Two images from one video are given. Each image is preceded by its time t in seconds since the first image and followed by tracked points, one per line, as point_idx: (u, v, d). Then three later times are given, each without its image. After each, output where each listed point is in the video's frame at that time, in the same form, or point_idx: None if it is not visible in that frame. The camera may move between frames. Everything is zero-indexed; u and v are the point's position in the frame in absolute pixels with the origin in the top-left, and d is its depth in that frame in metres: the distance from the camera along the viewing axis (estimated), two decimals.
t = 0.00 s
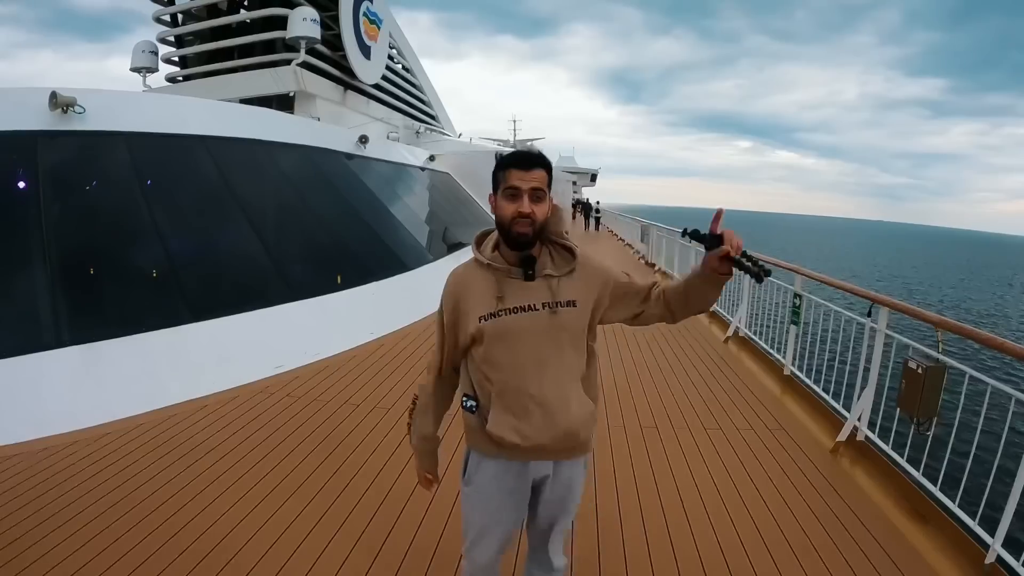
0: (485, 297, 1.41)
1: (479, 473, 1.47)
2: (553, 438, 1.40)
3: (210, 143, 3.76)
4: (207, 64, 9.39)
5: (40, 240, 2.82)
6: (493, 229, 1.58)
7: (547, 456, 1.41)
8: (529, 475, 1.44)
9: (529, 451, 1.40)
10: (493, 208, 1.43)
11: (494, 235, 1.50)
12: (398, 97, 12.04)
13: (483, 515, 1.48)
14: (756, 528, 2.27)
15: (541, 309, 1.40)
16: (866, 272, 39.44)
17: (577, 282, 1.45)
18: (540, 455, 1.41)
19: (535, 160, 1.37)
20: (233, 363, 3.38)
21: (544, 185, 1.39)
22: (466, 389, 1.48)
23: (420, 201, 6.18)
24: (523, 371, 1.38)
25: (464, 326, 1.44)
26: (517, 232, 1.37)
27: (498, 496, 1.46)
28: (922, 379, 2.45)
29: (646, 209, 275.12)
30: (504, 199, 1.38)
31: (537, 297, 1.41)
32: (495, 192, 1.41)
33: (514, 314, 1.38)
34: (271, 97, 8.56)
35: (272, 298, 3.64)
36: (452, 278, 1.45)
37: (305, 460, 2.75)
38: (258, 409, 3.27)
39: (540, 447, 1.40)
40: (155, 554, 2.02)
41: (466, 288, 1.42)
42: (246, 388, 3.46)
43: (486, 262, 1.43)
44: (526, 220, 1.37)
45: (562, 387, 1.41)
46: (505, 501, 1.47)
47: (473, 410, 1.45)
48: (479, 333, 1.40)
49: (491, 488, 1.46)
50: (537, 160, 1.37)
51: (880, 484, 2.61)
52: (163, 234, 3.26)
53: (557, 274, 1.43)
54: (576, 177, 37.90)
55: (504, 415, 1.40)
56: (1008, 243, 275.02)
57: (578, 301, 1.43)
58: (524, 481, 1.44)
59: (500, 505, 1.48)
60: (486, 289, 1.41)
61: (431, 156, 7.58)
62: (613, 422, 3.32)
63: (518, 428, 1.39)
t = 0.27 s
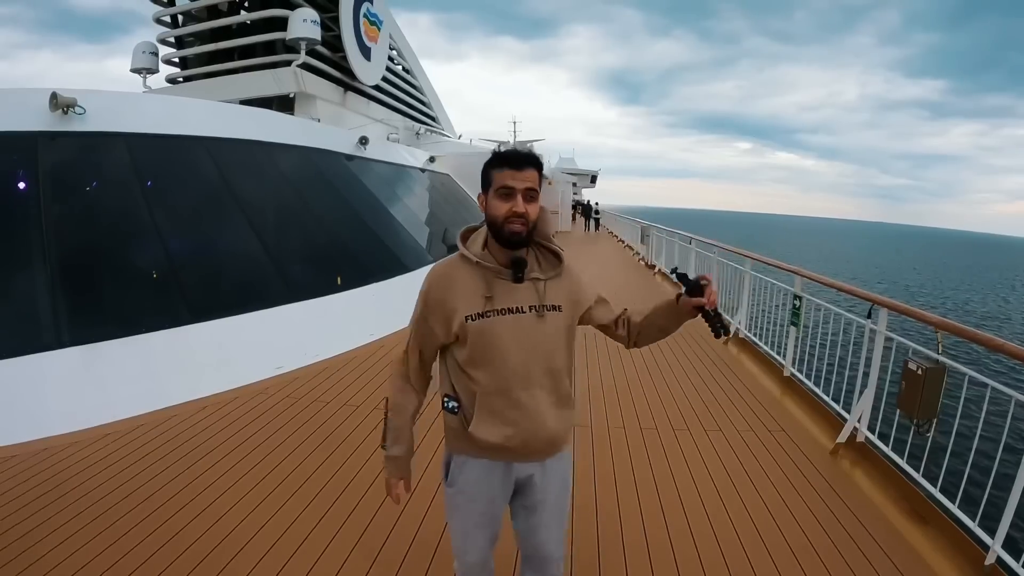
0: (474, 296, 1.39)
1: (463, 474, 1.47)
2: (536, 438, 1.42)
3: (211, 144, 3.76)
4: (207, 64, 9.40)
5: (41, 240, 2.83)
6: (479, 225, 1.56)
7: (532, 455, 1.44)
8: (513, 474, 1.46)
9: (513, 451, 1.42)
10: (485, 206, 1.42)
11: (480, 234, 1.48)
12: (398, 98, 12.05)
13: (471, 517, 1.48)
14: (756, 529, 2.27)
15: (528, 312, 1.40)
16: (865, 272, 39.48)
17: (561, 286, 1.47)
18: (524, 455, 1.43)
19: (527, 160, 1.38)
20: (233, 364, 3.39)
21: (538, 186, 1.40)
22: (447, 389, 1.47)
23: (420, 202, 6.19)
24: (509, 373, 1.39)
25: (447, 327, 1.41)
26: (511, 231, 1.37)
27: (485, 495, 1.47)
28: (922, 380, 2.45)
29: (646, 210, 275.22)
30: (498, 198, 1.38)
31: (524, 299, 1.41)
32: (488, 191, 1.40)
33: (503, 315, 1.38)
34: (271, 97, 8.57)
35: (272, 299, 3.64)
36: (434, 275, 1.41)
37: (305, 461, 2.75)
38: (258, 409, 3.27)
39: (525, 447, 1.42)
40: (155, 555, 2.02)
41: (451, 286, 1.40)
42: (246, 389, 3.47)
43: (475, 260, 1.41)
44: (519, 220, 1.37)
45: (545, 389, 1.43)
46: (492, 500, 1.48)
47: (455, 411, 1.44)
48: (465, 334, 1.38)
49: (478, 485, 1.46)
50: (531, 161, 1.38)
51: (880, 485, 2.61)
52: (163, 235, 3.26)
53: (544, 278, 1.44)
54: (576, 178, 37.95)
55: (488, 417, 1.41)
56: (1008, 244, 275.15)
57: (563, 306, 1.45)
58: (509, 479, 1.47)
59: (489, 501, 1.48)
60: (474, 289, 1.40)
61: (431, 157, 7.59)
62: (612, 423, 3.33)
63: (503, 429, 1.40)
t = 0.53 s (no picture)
0: (462, 297, 1.39)
1: (454, 474, 1.47)
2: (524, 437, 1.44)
3: (211, 143, 3.76)
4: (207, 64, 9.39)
5: (41, 240, 2.82)
6: (464, 226, 1.55)
7: (521, 452, 1.46)
8: (503, 471, 1.47)
9: (502, 449, 1.44)
10: (471, 208, 1.42)
11: (466, 234, 1.47)
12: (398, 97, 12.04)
13: (464, 514, 1.48)
14: (756, 528, 2.27)
15: (516, 313, 1.42)
16: (866, 272, 39.47)
17: (547, 287, 1.49)
18: (513, 452, 1.45)
19: (510, 163, 1.39)
20: (233, 363, 3.39)
21: (520, 188, 1.40)
22: (436, 389, 1.47)
23: (420, 202, 6.18)
24: (497, 376, 1.41)
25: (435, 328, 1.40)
26: (497, 233, 1.36)
27: (477, 493, 1.47)
28: (922, 380, 2.45)
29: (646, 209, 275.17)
30: (482, 202, 1.38)
31: (511, 301, 1.42)
32: (472, 193, 1.40)
33: (490, 316, 1.40)
34: (271, 97, 8.56)
35: (272, 299, 3.64)
36: (421, 276, 1.40)
37: (304, 461, 2.75)
38: (258, 409, 3.28)
39: (513, 445, 1.44)
40: (154, 555, 2.02)
41: (438, 286, 1.39)
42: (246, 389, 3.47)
43: (463, 261, 1.41)
44: (505, 224, 1.37)
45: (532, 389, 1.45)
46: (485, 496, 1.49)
47: (445, 411, 1.45)
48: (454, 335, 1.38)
49: (470, 485, 1.46)
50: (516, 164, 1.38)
51: (880, 484, 2.61)
52: (163, 235, 3.26)
53: (530, 279, 1.45)
54: (576, 178, 37.90)
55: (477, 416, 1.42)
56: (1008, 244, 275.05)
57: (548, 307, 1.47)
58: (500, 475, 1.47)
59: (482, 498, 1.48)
60: (463, 290, 1.40)
61: (431, 157, 7.58)
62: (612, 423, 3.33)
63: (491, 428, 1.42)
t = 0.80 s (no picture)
0: (454, 298, 1.39)
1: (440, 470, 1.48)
2: (509, 439, 1.42)
3: (211, 143, 3.76)
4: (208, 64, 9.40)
5: (41, 240, 2.82)
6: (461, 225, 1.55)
7: (505, 454, 1.43)
8: (489, 471, 1.45)
9: (487, 451, 1.42)
10: (467, 208, 1.41)
11: (461, 234, 1.47)
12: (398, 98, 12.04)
13: (451, 510, 1.49)
14: (756, 529, 2.27)
15: (506, 316, 1.41)
16: (866, 272, 39.48)
17: (539, 291, 1.48)
18: (497, 454, 1.43)
19: (506, 163, 1.38)
20: (233, 364, 3.39)
21: (516, 188, 1.39)
22: (425, 387, 1.47)
23: (421, 202, 6.19)
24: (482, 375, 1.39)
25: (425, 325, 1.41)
26: (491, 233, 1.36)
27: (465, 491, 1.47)
28: (922, 380, 2.45)
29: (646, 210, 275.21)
30: (477, 201, 1.37)
31: (503, 303, 1.41)
32: (467, 192, 1.40)
33: (480, 318, 1.39)
34: (271, 97, 8.57)
35: (273, 299, 3.63)
36: (415, 274, 1.41)
37: (304, 461, 2.74)
38: (258, 409, 3.28)
39: (498, 447, 1.42)
40: (154, 555, 2.02)
41: (431, 284, 1.39)
42: (246, 389, 3.48)
43: (456, 260, 1.41)
44: (498, 222, 1.37)
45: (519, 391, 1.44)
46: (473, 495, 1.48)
47: (433, 409, 1.45)
48: (444, 332, 1.37)
49: (456, 482, 1.47)
50: (512, 164, 1.38)
51: (880, 485, 2.61)
52: (164, 235, 3.26)
53: (523, 282, 1.44)
54: (576, 178, 37.90)
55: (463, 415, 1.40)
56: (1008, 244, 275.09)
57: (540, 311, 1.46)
58: (487, 475, 1.46)
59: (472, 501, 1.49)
60: (454, 290, 1.39)
61: (431, 157, 7.58)
62: (612, 423, 3.33)
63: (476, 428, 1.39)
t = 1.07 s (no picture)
0: (450, 300, 1.38)
1: (441, 468, 1.47)
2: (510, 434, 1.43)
3: (211, 144, 3.76)
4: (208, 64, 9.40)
5: (42, 240, 2.83)
6: (451, 226, 1.55)
7: (507, 448, 1.44)
8: (491, 465, 1.46)
9: (489, 446, 1.43)
10: (463, 210, 1.41)
11: (452, 236, 1.47)
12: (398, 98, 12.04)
13: (452, 507, 1.48)
14: (756, 529, 2.27)
15: (502, 315, 1.41)
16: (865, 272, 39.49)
17: (532, 287, 1.48)
18: (500, 449, 1.44)
19: (501, 166, 1.40)
20: (233, 364, 3.39)
21: (515, 191, 1.43)
22: (424, 388, 1.47)
23: (420, 202, 6.19)
24: (480, 373, 1.40)
25: (422, 327, 1.42)
26: (492, 234, 1.37)
27: (465, 487, 1.47)
28: (922, 380, 2.45)
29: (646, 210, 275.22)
30: (481, 202, 1.37)
31: (497, 302, 1.41)
32: (464, 194, 1.40)
33: (477, 317, 1.38)
34: (271, 97, 8.57)
35: (273, 300, 3.63)
36: (411, 279, 1.41)
37: (305, 461, 2.75)
38: (258, 409, 3.28)
39: (500, 442, 1.43)
40: (154, 556, 2.02)
41: (427, 287, 1.39)
42: (246, 389, 3.48)
43: (450, 263, 1.41)
44: (501, 223, 1.37)
45: (517, 386, 1.45)
46: (474, 490, 1.48)
47: (434, 408, 1.45)
48: (442, 334, 1.38)
49: (457, 478, 1.46)
50: (508, 167, 1.40)
51: (880, 485, 2.61)
52: (164, 235, 3.26)
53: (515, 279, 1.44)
54: (576, 178, 37.87)
55: (463, 413, 1.42)
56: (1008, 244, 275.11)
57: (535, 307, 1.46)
58: (489, 469, 1.46)
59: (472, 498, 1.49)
60: (451, 292, 1.39)
61: (431, 157, 7.58)
62: (612, 423, 3.33)
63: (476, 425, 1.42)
